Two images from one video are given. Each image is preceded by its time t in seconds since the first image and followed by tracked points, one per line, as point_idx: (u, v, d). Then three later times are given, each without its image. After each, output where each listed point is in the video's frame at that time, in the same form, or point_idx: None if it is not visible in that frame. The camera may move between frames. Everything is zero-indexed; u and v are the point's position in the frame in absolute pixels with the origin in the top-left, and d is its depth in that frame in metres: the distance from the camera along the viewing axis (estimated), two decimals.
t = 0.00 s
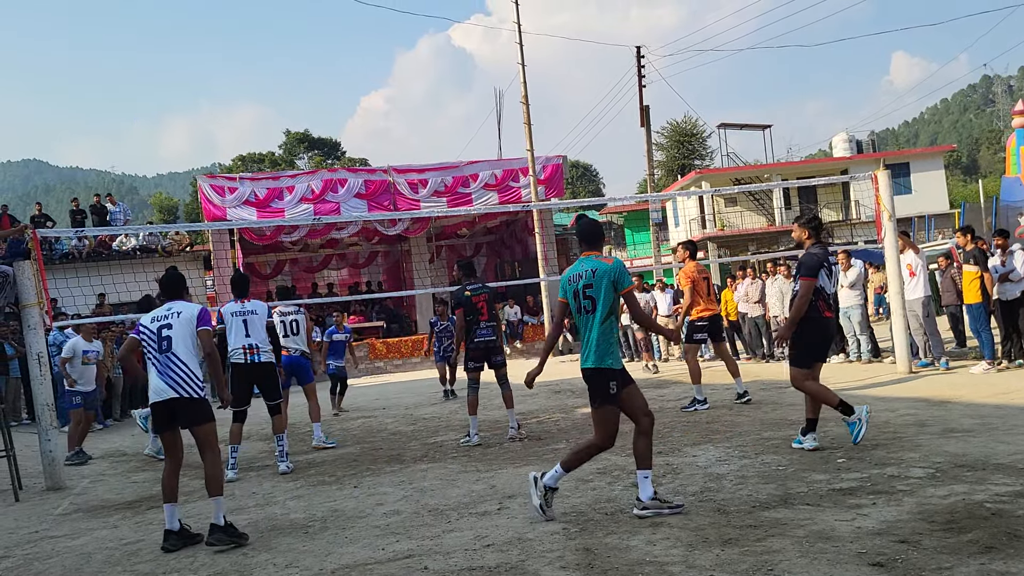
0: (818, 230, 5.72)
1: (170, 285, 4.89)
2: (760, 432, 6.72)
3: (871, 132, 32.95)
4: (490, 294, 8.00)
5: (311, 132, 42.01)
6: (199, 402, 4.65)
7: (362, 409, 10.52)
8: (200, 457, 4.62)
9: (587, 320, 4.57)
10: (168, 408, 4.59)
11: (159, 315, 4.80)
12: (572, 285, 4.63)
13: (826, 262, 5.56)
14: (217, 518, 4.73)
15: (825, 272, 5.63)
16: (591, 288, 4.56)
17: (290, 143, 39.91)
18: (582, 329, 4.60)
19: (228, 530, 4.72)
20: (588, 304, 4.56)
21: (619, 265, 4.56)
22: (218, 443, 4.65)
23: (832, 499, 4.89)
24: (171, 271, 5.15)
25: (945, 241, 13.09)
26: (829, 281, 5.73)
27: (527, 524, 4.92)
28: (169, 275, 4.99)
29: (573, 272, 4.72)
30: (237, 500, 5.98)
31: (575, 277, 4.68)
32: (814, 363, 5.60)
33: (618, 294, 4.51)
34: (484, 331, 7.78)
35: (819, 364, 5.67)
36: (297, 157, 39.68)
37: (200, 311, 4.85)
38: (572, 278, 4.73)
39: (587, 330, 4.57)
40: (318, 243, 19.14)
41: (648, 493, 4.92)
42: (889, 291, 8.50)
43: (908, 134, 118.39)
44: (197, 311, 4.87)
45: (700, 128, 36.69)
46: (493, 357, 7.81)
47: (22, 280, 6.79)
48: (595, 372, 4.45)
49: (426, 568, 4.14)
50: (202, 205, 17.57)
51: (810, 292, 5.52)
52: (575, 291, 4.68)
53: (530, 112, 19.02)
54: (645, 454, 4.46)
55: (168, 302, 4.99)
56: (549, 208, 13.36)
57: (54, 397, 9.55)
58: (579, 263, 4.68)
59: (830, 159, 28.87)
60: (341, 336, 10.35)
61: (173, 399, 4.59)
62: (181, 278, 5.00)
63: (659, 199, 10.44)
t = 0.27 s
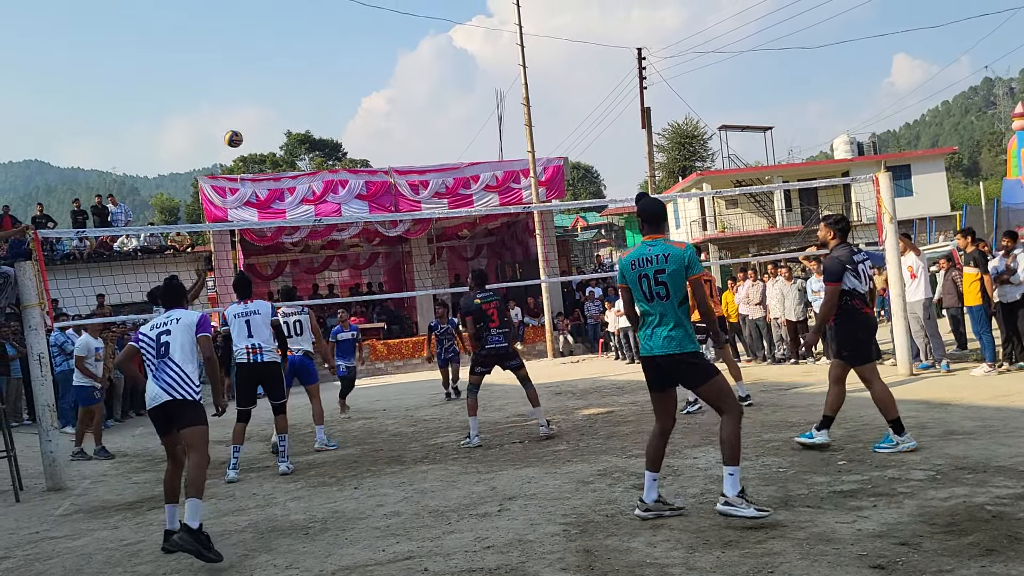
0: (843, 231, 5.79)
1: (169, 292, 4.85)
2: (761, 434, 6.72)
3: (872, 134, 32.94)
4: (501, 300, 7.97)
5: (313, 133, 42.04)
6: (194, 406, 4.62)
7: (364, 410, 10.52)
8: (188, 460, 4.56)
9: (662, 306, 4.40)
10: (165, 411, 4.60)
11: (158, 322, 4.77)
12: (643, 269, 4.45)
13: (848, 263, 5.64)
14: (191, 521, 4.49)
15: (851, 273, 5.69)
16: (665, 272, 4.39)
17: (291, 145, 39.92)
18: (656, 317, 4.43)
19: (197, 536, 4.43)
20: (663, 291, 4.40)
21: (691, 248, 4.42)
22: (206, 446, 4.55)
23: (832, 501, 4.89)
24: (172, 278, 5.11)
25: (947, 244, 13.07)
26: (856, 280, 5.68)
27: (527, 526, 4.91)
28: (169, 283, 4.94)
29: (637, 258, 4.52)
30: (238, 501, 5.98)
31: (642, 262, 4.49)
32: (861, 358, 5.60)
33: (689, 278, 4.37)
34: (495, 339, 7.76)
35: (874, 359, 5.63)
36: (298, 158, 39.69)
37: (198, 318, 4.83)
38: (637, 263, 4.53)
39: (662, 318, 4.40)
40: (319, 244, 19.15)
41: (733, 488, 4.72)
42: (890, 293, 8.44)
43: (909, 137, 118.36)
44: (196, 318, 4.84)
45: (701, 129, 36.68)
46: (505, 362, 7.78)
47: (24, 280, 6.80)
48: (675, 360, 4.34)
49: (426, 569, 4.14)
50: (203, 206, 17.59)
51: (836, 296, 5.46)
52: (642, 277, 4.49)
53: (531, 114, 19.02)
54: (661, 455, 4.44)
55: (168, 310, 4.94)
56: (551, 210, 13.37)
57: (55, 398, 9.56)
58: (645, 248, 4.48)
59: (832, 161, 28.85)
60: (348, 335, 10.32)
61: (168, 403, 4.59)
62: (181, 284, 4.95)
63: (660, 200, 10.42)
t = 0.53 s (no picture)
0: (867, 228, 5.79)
1: (172, 306, 4.59)
2: (759, 437, 6.71)
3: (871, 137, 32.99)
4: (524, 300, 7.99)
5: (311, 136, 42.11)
6: (193, 432, 4.30)
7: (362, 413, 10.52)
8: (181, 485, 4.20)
9: (751, 309, 4.09)
10: (161, 437, 4.25)
11: (158, 340, 4.46)
12: (728, 271, 4.11)
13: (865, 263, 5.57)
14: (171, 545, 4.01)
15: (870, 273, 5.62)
16: (755, 273, 4.10)
17: (290, 147, 39.94)
18: (745, 320, 4.09)
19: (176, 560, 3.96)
20: (755, 292, 4.09)
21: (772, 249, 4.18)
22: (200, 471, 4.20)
23: (831, 505, 4.88)
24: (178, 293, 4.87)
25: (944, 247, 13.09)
26: (878, 277, 5.62)
27: (525, 530, 4.91)
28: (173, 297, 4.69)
29: (718, 257, 4.16)
30: (236, 504, 5.98)
31: (727, 262, 4.13)
32: (879, 358, 5.61)
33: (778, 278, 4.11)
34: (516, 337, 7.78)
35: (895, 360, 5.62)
36: (297, 160, 39.74)
37: (199, 336, 4.55)
38: (718, 263, 4.15)
39: (753, 322, 4.07)
40: (318, 247, 19.15)
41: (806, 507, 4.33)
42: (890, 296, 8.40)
43: (908, 139, 118.46)
44: (197, 335, 4.56)
45: (700, 132, 36.72)
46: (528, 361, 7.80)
47: (21, 283, 6.79)
48: (769, 366, 4.04)
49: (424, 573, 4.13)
50: (202, 208, 17.58)
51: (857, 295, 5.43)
52: (727, 277, 4.12)
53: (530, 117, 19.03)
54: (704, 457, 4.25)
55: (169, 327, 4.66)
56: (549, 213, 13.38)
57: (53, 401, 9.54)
58: (728, 247, 4.14)
59: (831, 164, 28.86)
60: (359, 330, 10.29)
61: (164, 429, 4.24)
62: (185, 298, 4.70)
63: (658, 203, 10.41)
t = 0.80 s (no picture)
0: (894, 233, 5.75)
1: (175, 302, 4.53)
2: (757, 439, 6.71)
3: (869, 140, 33.03)
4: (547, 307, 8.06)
5: (310, 139, 42.13)
6: (192, 435, 4.27)
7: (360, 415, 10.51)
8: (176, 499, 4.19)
9: (817, 297, 3.86)
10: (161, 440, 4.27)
11: (161, 335, 4.44)
12: (801, 256, 3.83)
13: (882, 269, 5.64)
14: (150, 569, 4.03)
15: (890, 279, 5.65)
16: (821, 258, 3.88)
17: (290, 150, 39.94)
18: (815, 307, 3.85)
19: None
20: (821, 279, 3.87)
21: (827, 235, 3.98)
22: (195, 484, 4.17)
23: (828, 507, 4.88)
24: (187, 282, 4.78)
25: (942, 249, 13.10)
26: (896, 284, 5.63)
27: (522, 532, 4.90)
28: (179, 289, 4.62)
29: (785, 241, 3.83)
30: (234, 507, 5.97)
31: (795, 246, 3.83)
32: (897, 357, 5.58)
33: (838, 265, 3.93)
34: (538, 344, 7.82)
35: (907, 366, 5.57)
36: (296, 163, 39.74)
37: (199, 332, 4.41)
38: (786, 248, 3.83)
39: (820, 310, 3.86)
40: (317, 249, 19.15)
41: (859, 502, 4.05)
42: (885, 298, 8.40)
43: (907, 142, 118.58)
44: (198, 331, 4.43)
45: (699, 135, 36.76)
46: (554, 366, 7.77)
47: (19, 285, 6.80)
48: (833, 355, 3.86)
49: None
50: (201, 211, 17.58)
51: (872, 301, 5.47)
52: (797, 262, 3.83)
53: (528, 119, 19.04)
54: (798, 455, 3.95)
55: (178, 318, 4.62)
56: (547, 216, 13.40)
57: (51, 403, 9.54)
58: (795, 231, 3.84)
59: (829, 166, 28.88)
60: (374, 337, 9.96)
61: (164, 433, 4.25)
62: (191, 291, 4.60)
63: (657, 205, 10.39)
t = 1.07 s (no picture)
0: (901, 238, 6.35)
1: (185, 306, 4.60)
2: (755, 443, 6.72)
3: (867, 144, 33.06)
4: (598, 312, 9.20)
5: (308, 141, 42.14)
6: (196, 436, 4.23)
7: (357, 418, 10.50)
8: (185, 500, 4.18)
9: (878, 289, 3.74)
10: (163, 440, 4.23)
11: (171, 337, 4.48)
12: (853, 248, 3.75)
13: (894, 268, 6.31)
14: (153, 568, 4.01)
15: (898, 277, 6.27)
16: (877, 249, 3.78)
17: (288, 152, 39.93)
18: (876, 300, 3.73)
19: None
20: (879, 270, 3.76)
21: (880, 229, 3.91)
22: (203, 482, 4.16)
23: (826, 511, 4.89)
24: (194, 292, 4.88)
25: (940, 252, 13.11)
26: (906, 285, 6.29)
27: (520, 536, 4.91)
28: (188, 296, 4.71)
29: (834, 237, 3.79)
30: (232, 510, 5.97)
31: (844, 239, 3.77)
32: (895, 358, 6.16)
33: (895, 256, 3.83)
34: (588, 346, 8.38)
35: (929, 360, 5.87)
36: (295, 165, 39.73)
37: (211, 335, 4.49)
38: (836, 242, 3.77)
39: (884, 303, 3.73)
40: (315, 251, 19.16)
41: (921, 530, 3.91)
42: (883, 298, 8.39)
43: (906, 144, 118.68)
44: (210, 335, 4.50)
45: (697, 138, 36.78)
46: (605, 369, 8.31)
47: (18, 288, 6.79)
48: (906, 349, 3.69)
49: None
50: (199, 212, 17.59)
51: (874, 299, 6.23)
52: (850, 255, 3.75)
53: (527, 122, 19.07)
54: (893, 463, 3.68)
55: (187, 324, 4.69)
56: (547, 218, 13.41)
57: (48, 406, 9.54)
58: (844, 225, 3.80)
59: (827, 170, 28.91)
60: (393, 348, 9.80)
61: (167, 432, 4.21)
62: (201, 299, 4.72)
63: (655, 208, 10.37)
